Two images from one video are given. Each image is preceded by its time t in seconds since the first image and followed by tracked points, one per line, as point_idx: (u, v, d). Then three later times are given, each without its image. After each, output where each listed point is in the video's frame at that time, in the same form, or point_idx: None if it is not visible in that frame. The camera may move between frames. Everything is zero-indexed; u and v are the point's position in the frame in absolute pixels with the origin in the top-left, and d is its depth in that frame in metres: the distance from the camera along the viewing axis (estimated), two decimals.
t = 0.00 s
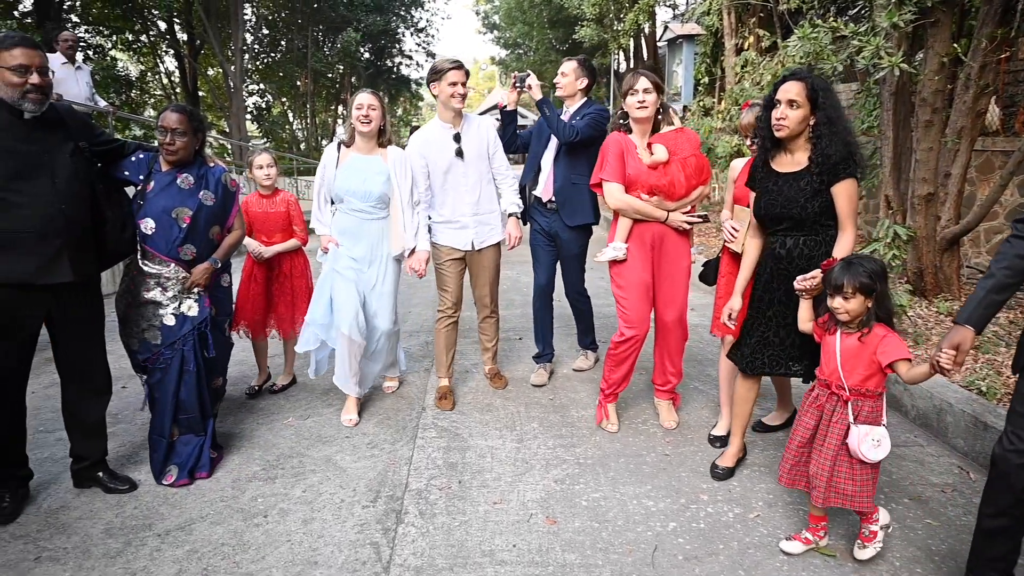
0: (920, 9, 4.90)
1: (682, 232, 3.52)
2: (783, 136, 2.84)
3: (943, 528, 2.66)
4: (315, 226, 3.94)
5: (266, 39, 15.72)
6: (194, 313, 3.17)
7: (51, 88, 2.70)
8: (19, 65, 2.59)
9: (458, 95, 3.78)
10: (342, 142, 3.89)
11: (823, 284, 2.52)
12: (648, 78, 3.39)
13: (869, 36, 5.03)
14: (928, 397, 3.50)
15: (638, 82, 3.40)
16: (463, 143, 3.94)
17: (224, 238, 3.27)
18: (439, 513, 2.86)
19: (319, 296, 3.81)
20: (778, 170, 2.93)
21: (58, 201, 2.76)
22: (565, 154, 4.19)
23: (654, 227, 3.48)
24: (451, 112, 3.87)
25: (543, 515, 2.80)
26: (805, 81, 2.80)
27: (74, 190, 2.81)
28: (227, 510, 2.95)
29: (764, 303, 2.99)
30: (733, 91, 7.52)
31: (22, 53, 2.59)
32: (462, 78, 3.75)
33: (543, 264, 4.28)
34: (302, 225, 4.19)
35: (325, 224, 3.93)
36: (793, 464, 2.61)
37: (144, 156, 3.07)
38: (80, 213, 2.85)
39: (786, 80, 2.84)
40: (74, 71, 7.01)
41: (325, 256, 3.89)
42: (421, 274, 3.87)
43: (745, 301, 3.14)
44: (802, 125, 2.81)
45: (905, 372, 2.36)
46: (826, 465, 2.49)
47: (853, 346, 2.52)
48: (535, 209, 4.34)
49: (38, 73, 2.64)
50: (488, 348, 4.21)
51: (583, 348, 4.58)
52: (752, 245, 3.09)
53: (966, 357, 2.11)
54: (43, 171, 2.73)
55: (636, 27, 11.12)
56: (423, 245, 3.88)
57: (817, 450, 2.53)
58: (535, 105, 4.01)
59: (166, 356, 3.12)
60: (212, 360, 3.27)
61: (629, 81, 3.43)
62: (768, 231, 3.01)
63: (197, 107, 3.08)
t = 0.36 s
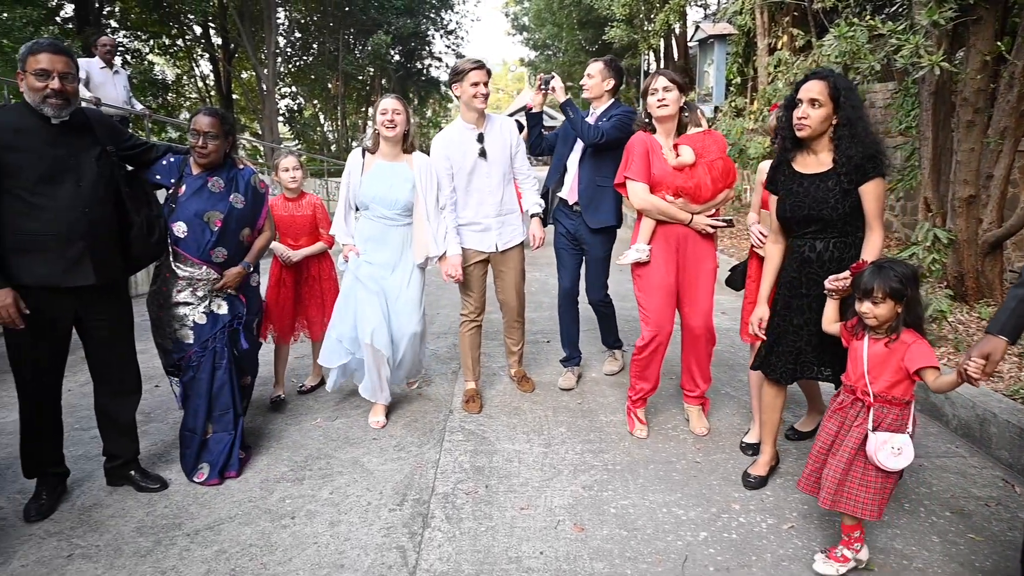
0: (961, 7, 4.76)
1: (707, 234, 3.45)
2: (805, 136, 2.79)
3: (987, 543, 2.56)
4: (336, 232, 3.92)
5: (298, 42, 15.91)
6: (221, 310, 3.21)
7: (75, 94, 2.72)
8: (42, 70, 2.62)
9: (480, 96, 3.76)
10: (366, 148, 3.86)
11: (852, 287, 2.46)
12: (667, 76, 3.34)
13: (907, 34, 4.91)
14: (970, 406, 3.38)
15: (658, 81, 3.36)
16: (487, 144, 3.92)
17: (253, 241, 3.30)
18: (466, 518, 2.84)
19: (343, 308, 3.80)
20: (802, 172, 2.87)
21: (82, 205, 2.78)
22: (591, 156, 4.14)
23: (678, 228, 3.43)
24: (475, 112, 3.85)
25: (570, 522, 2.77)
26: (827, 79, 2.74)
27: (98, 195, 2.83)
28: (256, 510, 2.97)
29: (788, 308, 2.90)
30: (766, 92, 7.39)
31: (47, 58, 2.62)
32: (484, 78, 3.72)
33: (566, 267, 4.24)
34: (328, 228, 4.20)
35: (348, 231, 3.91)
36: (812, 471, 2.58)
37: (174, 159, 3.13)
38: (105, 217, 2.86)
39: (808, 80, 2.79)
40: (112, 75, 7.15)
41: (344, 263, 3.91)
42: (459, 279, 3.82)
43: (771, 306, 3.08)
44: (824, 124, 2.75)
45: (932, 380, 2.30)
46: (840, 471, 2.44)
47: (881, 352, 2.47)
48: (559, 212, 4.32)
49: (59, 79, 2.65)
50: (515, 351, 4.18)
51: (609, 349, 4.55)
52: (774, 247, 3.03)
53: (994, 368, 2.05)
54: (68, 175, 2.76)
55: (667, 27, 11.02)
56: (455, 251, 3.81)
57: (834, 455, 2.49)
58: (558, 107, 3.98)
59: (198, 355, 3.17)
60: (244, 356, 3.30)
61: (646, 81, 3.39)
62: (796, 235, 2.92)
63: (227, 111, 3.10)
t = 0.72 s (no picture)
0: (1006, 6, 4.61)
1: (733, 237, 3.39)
2: (834, 136, 2.73)
3: None
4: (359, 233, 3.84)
5: (330, 46, 16.09)
6: (246, 310, 3.25)
7: (100, 98, 2.74)
8: (69, 73, 2.66)
9: (501, 96, 3.75)
10: (391, 149, 3.83)
11: (884, 295, 2.40)
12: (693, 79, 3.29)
13: (948, 35, 4.77)
14: (1013, 420, 3.26)
15: (685, 83, 3.31)
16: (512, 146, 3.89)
17: (280, 242, 3.33)
18: (490, 525, 2.81)
19: (369, 309, 3.79)
20: (829, 173, 2.79)
21: (104, 207, 2.80)
22: (618, 159, 4.10)
23: (704, 230, 3.37)
24: (499, 113, 3.82)
25: (596, 531, 2.72)
26: (857, 79, 2.68)
27: (121, 196, 2.85)
28: (281, 512, 2.97)
29: (820, 316, 2.80)
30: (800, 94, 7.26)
31: (73, 62, 2.65)
32: (505, 78, 3.69)
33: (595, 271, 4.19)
34: (352, 232, 4.23)
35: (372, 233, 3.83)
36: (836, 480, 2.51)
37: (202, 163, 3.14)
38: (128, 219, 2.88)
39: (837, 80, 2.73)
40: (148, 79, 7.27)
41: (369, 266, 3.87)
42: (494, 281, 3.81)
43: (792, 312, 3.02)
44: (852, 125, 2.69)
45: (964, 392, 2.23)
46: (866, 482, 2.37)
47: (912, 361, 2.40)
48: (586, 215, 4.27)
49: (84, 82, 2.68)
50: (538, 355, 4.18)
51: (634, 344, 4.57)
52: (798, 251, 2.96)
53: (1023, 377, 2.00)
54: (92, 177, 2.78)
55: (698, 29, 10.91)
56: (490, 251, 3.81)
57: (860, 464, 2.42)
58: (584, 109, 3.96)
59: (226, 355, 3.18)
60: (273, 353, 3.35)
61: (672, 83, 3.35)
62: (826, 239, 2.83)
63: (253, 113, 3.13)
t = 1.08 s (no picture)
0: None
1: (761, 240, 3.30)
2: (869, 134, 2.65)
3: None
4: (386, 226, 3.81)
5: (361, 46, 16.22)
6: (274, 310, 3.25)
7: (124, 98, 2.76)
8: (94, 74, 2.68)
9: (523, 95, 3.70)
10: (417, 143, 3.82)
11: (920, 299, 2.34)
12: (723, 80, 3.21)
13: (992, 29, 4.62)
14: None
15: (714, 84, 3.24)
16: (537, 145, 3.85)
17: (306, 242, 3.32)
18: (516, 528, 2.78)
19: (396, 308, 3.80)
20: (863, 171, 2.72)
21: (126, 207, 2.83)
22: (647, 157, 4.04)
23: (730, 232, 3.29)
24: (523, 113, 3.78)
25: (623, 536, 2.68)
26: (893, 75, 2.59)
27: (143, 196, 2.89)
28: (307, 510, 2.98)
29: (857, 319, 2.70)
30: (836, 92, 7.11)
31: (98, 63, 2.67)
32: (527, 75, 3.65)
33: (626, 273, 4.11)
34: (375, 232, 4.24)
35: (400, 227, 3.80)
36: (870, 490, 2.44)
37: (228, 163, 3.17)
38: (149, 219, 2.91)
39: (873, 76, 2.65)
40: (183, 79, 7.38)
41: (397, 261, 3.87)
42: (524, 275, 3.78)
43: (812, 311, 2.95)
44: (888, 122, 2.60)
45: (1002, 401, 2.15)
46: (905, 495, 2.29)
47: (949, 369, 2.31)
48: (615, 215, 4.21)
49: (108, 83, 2.70)
50: (557, 354, 4.12)
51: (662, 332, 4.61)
52: (824, 250, 2.91)
53: None
54: (115, 177, 2.82)
55: (731, 27, 10.76)
56: (520, 247, 3.79)
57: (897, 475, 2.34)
58: (612, 107, 3.92)
59: (255, 354, 3.19)
60: (301, 354, 3.41)
61: (704, 82, 3.27)
62: (859, 240, 2.75)
63: (276, 113, 3.13)
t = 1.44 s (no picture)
0: None
1: (799, 244, 3.19)
2: (920, 131, 2.55)
3: None
4: (418, 222, 3.79)
5: (398, 46, 16.33)
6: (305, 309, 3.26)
7: (159, 99, 2.80)
8: (130, 76, 2.71)
9: (554, 94, 3.66)
10: (450, 140, 3.80)
11: (970, 308, 2.26)
12: (761, 81, 3.13)
13: None
14: None
15: (753, 85, 3.15)
16: (570, 146, 3.80)
17: (336, 242, 3.33)
18: (547, 532, 2.74)
19: (429, 309, 3.81)
20: (912, 169, 2.62)
21: (160, 207, 2.87)
22: (684, 155, 3.97)
23: (765, 236, 3.21)
24: (555, 112, 3.73)
25: (657, 544, 2.62)
26: (945, 69, 2.50)
27: (177, 196, 2.92)
28: (339, 509, 2.98)
29: (904, 324, 2.59)
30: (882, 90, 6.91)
31: (134, 65, 2.70)
32: (559, 74, 3.61)
33: (661, 274, 4.06)
34: (405, 230, 4.24)
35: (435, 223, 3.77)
36: (921, 506, 2.34)
37: (258, 163, 3.18)
38: (183, 218, 2.95)
39: (923, 71, 2.55)
40: (224, 80, 7.50)
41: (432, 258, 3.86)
42: (558, 272, 3.74)
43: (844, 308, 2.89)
44: (940, 118, 2.50)
45: None
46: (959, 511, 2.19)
47: (999, 379, 2.21)
48: (652, 214, 4.15)
49: (144, 85, 2.73)
50: (580, 354, 4.06)
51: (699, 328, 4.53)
52: (862, 250, 2.80)
53: None
54: (150, 177, 2.85)
55: (773, 24, 10.55)
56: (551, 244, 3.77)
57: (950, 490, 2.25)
58: (648, 105, 3.86)
59: (288, 354, 3.22)
60: (333, 355, 3.38)
61: (742, 83, 3.18)
62: (908, 243, 2.63)
63: (305, 112, 3.14)
